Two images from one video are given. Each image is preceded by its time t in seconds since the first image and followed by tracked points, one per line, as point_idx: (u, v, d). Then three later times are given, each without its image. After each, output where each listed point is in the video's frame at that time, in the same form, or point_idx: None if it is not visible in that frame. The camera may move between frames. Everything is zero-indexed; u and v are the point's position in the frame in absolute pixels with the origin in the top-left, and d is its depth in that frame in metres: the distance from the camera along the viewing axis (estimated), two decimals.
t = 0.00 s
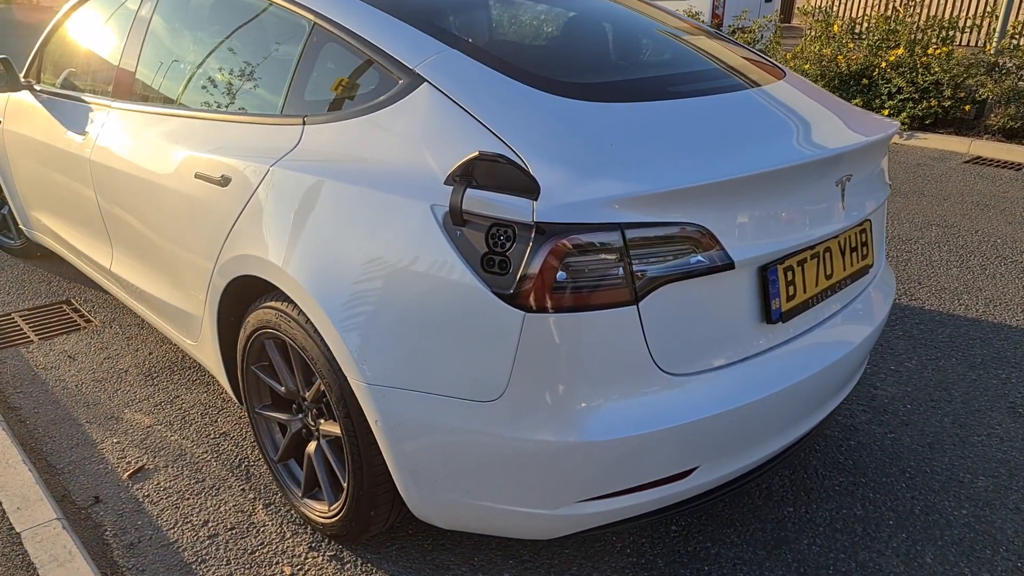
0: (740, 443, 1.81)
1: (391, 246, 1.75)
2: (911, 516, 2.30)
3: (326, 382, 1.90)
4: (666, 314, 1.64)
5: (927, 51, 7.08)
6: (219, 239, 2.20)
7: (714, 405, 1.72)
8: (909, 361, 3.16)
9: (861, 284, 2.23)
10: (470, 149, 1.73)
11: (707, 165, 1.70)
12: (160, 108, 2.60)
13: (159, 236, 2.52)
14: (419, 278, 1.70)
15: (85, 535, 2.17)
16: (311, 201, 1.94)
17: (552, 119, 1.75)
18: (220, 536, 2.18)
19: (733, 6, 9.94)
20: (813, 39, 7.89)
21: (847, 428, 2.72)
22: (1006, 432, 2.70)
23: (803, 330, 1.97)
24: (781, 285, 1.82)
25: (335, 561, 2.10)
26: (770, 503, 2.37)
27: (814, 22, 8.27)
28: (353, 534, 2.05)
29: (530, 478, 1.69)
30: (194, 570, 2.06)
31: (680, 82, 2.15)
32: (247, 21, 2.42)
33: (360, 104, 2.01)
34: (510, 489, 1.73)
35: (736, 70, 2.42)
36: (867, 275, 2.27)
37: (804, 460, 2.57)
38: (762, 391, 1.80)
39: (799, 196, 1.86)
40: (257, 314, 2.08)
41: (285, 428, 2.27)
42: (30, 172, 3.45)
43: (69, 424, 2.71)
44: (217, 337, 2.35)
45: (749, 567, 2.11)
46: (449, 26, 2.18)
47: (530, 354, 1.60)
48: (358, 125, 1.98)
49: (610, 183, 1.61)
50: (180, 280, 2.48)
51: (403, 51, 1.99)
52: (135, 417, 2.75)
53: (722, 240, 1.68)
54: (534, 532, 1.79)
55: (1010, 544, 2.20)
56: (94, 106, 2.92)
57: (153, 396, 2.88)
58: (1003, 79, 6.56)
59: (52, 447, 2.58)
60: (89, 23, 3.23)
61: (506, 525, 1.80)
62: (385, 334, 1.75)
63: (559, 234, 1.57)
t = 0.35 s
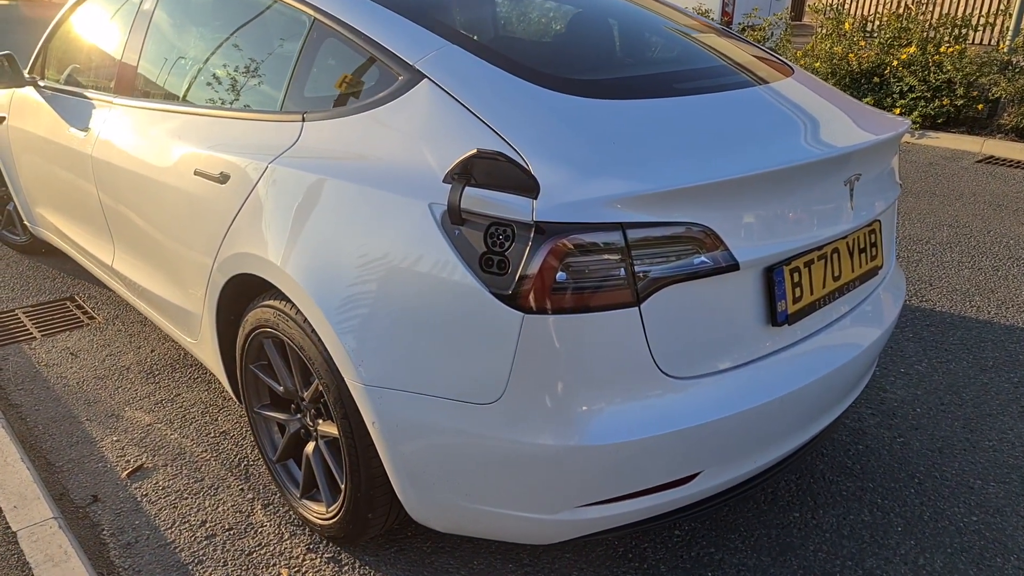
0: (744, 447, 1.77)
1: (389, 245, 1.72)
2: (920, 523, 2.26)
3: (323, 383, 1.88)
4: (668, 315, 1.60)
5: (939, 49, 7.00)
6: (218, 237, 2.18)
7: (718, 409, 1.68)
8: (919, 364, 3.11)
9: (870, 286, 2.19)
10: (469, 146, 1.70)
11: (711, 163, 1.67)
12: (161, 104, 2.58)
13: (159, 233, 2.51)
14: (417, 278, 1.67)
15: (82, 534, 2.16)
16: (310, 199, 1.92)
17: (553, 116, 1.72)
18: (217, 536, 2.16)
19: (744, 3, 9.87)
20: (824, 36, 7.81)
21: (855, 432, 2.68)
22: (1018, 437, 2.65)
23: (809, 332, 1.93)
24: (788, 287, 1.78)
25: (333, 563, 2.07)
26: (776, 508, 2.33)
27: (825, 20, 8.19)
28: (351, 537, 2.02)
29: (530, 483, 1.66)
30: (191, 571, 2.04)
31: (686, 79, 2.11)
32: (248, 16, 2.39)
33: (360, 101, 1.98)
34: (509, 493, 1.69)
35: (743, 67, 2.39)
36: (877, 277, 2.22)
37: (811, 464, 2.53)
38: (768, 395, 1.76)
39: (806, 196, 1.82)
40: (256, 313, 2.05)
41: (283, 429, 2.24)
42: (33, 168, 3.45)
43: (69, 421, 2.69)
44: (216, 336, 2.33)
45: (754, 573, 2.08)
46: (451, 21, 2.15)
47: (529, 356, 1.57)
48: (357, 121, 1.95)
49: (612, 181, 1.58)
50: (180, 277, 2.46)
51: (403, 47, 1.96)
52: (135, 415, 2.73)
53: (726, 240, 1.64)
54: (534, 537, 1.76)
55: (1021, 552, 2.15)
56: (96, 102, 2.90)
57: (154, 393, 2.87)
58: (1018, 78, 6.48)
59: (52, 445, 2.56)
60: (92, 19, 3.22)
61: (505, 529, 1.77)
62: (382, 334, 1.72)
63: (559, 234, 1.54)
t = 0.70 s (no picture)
0: (751, 455, 1.73)
1: (389, 245, 1.70)
2: (933, 532, 2.21)
3: (324, 384, 1.86)
4: (673, 319, 1.57)
5: (958, 48, 6.90)
6: (220, 235, 2.17)
7: (724, 416, 1.64)
8: (934, 369, 3.05)
9: (883, 290, 2.14)
10: (472, 145, 1.67)
11: (718, 163, 1.63)
12: (167, 102, 2.58)
13: (164, 231, 2.50)
14: (416, 279, 1.65)
15: (84, 533, 2.15)
16: (311, 198, 1.90)
17: (558, 115, 1.69)
18: (219, 537, 2.15)
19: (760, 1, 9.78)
20: (841, 35, 7.73)
21: (868, 438, 2.63)
22: None
23: (819, 337, 1.88)
24: (797, 291, 1.74)
25: (333, 565, 2.06)
26: (785, 516, 2.29)
27: (843, 18, 8.10)
28: (351, 539, 2.00)
29: (530, 488, 1.63)
30: (191, 572, 2.03)
31: (695, 77, 2.07)
32: (253, 14, 2.38)
33: (363, 99, 1.96)
34: (509, 499, 1.66)
35: (755, 65, 2.34)
36: (890, 281, 2.17)
37: (822, 471, 2.49)
38: (776, 401, 1.72)
39: (817, 197, 1.78)
40: (258, 313, 2.03)
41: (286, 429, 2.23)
42: (43, 165, 3.46)
43: (75, 419, 2.69)
44: (219, 335, 2.32)
45: None
46: (457, 18, 2.12)
47: (530, 358, 1.54)
48: (360, 120, 1.93)
49: (615, 181, 1.54)
50: (184, 276, 2.45)
51: (407, 44, 1.94)
52: (141, 413, 2.73)
53: (734, 243, 1.60)
54: (534, 543, 1.73)
55: None
56: (104, 100, 2.90)
57: (160, 391, 2.86)
58: None
59: (58, 442, 2.56)
60: (101, 16, 3.22)
61: (506, 535, 1.74)
62: (382, 336, 1.70)
63: (561, 235, 1.50)
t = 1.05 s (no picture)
0: (763, 464, 1.68)
1: (394, 246, 1.68)
2: (953, 546, 2.15)
3: (329, 385, 1.84)
4: (682, 324, 1.53)
5: (986, 49, 6.76)
6: (229, 233, 2.16)
7: (735, 424, 1.60)
8: (957, 376, 2.98)
9: (903, 295, 2.08)
10: (478, 144, 1.64)
11: (731, 164, 1.59)
12: (180, 100, 2.57)
13: (175, 229, 2.50)
14: (421, 280, 1.62)
15: (91, 530, 2.15)
16: (318, 197, 1.88)
17: (566, 113, 1.65)
18: (224, 536, 2.14)
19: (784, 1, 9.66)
20: (866, 35, 7.61)
21: (888, 447, 2.56)
22: None
23: (836, 343, 1.83)
24: (812, 296, 1.69)
25: (338, 568, 2.04)
26: (800, 526, 2.23)
27: (868, 18, 7.98)
28: (356, 542, 1.98)
29: (534, 494, 1.60)
30: (196, 571, 2.02)
31: (711, 76, 2.02)
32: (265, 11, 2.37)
33: (372, 97, 1.94)
34: (514, 505, 1.63)
35: (773, 64, 2.29)
36: (911, 286, 2.11)
37: (839, 480, 2.43)
38: (789, 409, 1.67)
39: (834, 200, 1.73)
40: (265, 312, 2.02)
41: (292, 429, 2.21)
42: (60, 161, 3.48)
43: (86, 415, 2.70)
44: (227, 334, 2.31)
45: None
46: (468, 15, 2.09)
47: (535, 363, 1.51)
48: (368, 118, 1.91)
49: (624, 183, 1.51)
50: (194, 274, 2.45)
51: (415, 41, 1.91)
52: (151, 410, 2.73)
53: (746, 246, 1.56)
54: (538, 550, 1.70)
55: None
56: (120, 97, 2.91)
57: (171, 388, 2.86)
58: None
59: (68, 438, 2.57)
60: (118, 12, 3.23)
61: (509, 542, 1.71)
62: (386, 338, 1.67)
63: (568, 237, 1.47)
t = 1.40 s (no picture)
0: (771, 474, 1.64)
1: (396, 247, 1.66)
2: (969, 560, 2.10)
3: (331, 386, 1.83)
4: (687, 330, 1.49)
5: (1014, 49, 6.62)
6: (235, 233, 2.16)
7: (741, 433, 1.56)
8: (977, 385, 2.91)
9: (920, 302, 2.03)
10: (481, 145, 1.62)
11: (740, 166, 1.55)
12: (191, 99, 2.58)
13: (184, 227, 2.50)
14: (423, 283, 1.60)
15: (97, 528, 2.16)
16: (322, 197, 1.87)
17: (571, 114, 1.62)
18: (228, 536, 2.14)
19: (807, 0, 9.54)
20: (890, 35, 7.49)
21: (903, 457, 2.51)
22: None
23: (849, 350, 1.78)
24: (823, 303, 1.64)
25: (340, 570, 2.02)
26: (811, 536, 2.19)
27: (893, 18, 7.85)
28: (358, 544, 1.97)
29: (534, 501, 1.57)
30: (198, 571, 2.02)
31: (724, 76, 1.98)
32: (275, 10, 2.36)
33: (378, 97, 1.93)
34: (514, 512, 1.61)
35: (789, 64, 2.25)
36: (928, 293, 2.06)
37: (852, 490, 2.38)
38: (799, 418, 1.63)
39: (848, 204, 1.68)
40: (270, 312, 2.01)
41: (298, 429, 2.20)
42: (76, 159, 3.51)
43: (97, 411, 2.71)
44: (234, 333, 2.31)
45: None
46: (476, 13, 2.07)
47: (536, 368, 1.48)
48: (373, 118, 1.89)
49: (628, 185, 1.48)
50: (203, 273, 2.45)
51: (421, 40, 1.90)
52: (161, 408, 2.74)
53: (754, 251, 1.52)
54: (539, 558, 1.67)
55: None
56: (133, 95, 2.92)
57: (181, 386, 2.87)
58: None
59: (78, 434, 2.58)
60: (133, 11, 3.25)
61: (509, 549, 1.68)
62: (388, 340, 1.66)
63: (570, 240, 1.44)
